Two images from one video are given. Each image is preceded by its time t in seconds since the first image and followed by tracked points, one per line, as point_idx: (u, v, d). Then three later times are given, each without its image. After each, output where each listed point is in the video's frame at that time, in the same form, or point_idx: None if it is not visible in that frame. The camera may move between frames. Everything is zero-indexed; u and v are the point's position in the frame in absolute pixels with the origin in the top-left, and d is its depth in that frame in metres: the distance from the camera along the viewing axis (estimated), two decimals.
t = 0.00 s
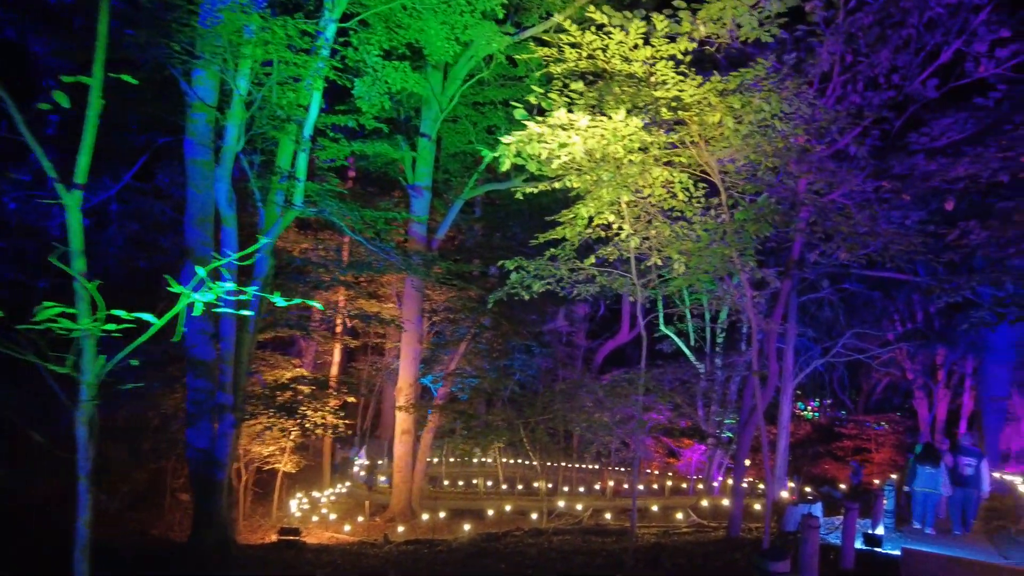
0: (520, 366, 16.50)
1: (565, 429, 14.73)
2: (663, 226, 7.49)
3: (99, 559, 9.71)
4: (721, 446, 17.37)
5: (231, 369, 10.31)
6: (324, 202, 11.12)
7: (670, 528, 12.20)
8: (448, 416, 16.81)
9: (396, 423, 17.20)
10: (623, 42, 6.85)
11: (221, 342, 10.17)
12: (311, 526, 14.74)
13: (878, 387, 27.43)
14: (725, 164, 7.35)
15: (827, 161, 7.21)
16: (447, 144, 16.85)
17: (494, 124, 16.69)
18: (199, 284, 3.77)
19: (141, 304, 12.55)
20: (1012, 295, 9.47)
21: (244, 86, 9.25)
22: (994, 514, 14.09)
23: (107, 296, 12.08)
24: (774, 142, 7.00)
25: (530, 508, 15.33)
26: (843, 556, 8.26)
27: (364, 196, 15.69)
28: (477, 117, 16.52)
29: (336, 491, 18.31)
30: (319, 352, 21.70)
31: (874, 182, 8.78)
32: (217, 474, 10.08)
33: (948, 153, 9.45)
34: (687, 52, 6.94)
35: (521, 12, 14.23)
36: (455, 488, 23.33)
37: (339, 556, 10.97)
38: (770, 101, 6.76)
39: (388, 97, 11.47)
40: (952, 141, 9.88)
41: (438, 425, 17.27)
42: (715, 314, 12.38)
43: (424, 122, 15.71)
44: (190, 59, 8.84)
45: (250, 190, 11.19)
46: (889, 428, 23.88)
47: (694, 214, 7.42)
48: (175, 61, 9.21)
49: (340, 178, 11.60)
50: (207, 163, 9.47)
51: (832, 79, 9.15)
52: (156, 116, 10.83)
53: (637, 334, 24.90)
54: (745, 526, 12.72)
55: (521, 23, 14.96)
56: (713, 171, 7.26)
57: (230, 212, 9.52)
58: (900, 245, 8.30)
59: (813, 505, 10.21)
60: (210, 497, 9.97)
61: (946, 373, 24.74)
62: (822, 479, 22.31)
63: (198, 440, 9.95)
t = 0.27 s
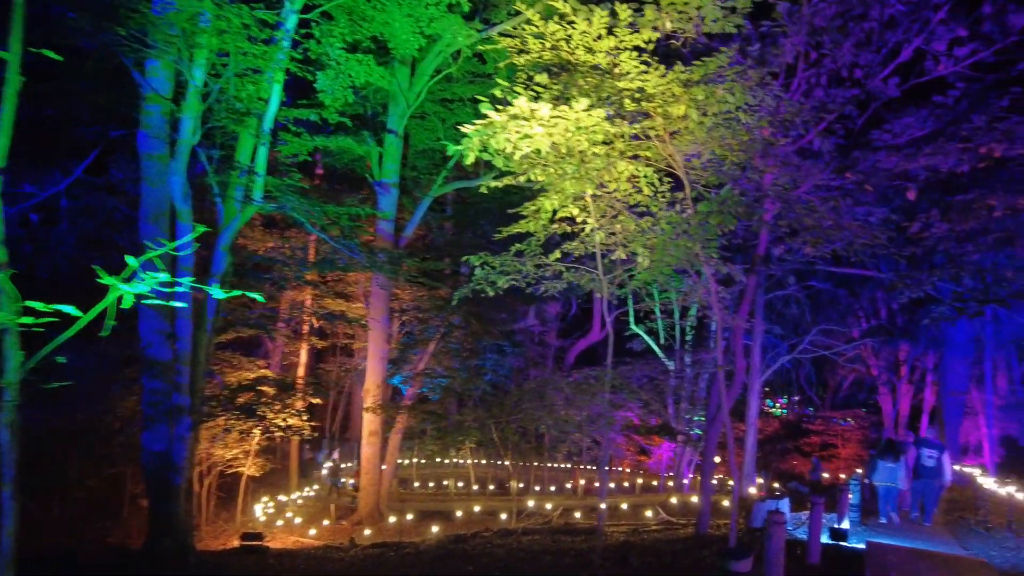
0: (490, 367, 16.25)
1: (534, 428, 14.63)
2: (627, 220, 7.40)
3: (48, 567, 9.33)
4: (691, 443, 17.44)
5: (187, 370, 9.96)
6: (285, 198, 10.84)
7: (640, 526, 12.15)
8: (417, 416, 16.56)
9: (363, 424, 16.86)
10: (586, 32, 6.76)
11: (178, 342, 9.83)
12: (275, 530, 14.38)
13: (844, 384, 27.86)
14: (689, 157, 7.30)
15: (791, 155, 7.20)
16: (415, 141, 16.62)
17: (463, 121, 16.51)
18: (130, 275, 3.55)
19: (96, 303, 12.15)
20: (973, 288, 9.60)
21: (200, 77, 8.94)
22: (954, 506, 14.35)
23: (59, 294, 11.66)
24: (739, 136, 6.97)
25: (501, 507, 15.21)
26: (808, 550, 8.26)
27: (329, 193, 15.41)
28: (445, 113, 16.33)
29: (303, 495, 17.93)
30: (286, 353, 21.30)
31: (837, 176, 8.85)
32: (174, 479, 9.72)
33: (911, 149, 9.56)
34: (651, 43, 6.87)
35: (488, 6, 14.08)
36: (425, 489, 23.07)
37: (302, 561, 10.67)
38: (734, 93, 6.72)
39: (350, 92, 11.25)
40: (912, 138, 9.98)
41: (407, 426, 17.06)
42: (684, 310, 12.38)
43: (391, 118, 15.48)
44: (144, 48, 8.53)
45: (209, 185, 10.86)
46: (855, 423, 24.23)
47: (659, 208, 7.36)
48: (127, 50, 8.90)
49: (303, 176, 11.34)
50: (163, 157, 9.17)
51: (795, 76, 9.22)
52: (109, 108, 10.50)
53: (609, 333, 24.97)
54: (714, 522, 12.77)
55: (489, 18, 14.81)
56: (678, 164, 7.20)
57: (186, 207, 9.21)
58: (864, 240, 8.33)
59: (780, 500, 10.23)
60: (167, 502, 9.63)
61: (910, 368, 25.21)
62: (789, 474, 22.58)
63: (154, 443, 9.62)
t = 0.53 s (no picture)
0: (465, 367, 16.05)
1: (508, 427, 14.48)
2: (596, 212, 7.27)
3: None
4: (666, 441, 17.41)
5: (147, 371, 9.63)
6: (248, 193, 10.52)
7: (614, 525, 12.04)
8: (390, 417, 16.33)
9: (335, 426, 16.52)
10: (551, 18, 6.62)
11: (136, 341, 9.48)
12: (243, 535, 14.03)
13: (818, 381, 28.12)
14: (658, 147, 7.18)
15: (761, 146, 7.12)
16: (386, 138, 16.37)
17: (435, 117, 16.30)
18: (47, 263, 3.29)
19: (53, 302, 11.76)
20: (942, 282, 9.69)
21: (157, 67, 8.65)
22: (924, 499, 14.49)
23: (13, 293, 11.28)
24: (707, 127, 6.90)
25: (475, 508, 15.02)
26: (782, 546, 8.20)
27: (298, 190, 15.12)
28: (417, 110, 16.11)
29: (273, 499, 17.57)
30: (257, 355, 20.90)
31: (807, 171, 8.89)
32: (133, 483, 9.36)
33: (880, 144, 9.66)
34: (617, 30, 6.75)
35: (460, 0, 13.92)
36: (401, 492, 22.78)
37: (269, 566, 10.38)
38: (701, 81, 6.62)
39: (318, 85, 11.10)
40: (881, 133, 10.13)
41: (379, 427, 16.82)
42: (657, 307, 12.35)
43: (362, 114, 15.22)
44: (97, 37, 8.23)
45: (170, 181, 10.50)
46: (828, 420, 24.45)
47: (627, 199, 7.23)
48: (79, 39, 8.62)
49: (268, 171, 11.07)
50: (119, 150, 8.80)
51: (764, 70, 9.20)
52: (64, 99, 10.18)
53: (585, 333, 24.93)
54: (688, 520, 12.74)
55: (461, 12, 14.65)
56: (646, 156, 7.10)
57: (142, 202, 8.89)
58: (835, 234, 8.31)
59: (754, 497, 10.17)
60: (125, 508, 9.28)
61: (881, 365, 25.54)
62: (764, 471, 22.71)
63: (111, 446, 9.25)
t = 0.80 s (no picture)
0: (439, 367, 15.84)
1: (483, 427, 14.33)
2: (567, 208, 7.16)
3: None
4: (641, 440, 17.42)
5: (106, 373, 9.30)
6: (212, 187, 10.21)
7: (589, 524, 11.97)
8: (363, 418, 16.07)
9: (305, 427, 16.19)
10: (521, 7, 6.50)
11: (94, 341, 9.17)
12: (210, 540, 13.67)
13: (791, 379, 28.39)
14: (630, 141, 7.08)
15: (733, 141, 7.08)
16: (358, 134, 16.07)
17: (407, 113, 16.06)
18: None
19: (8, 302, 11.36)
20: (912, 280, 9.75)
21: (114, 58, 8.36)
22: (894, 495, 14.63)
23: None
24: (679, 121, 6.82)
25: (449, 509, 14.84)
26: (756, 545, 8.15)
27: (268, 186, 14.81)
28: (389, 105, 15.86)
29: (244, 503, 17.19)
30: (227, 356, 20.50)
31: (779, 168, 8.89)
32: (92, 489, 9.04)
33: (851, 141, 9.72)
34: (587, 20, 6.65)
35: None
36: (375, 493, 22.54)
37: (236, 572, 10.13)
38: (674, 73, 6.55)
39: (286, 78, 10.98)
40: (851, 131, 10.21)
41: (351, 428, 16.54)
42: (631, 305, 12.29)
43: (333, 109, 14.95)
44: (50, 23, 7.92)
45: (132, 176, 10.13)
46: (801, 417, 24.68)
47: (599, 195, 7.13)
48: (34, 29, 8.35)
49: (234, 167, 10.79)
50: (74, 143, 8.48)
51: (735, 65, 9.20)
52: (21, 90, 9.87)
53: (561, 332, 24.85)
54: (663, 519, 12.71)
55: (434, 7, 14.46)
56: (618, 150, 7.01)
57: (98, 197, 8.62)
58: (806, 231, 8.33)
59: (727, 496, 10.14)
60: (83, 514, 8.96)
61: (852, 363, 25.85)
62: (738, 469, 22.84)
63: (69, 451, 8.93)
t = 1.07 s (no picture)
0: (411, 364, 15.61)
1: (455, 424, 14.15)
2: (537, 199, 7.00)
3: None
4: (615, 437, 17.39)
5: (58, 369, 8.95)
6: (174, 178, 9.85)
7: (561, 522, 11.86)
8: (333, 416, 15.78)
9: (273, 426, 15.83)
10: None
11: (45, 336, 8.82)
12: (172, 542, 13.29)
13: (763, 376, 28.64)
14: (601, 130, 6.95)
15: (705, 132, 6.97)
16: (329, 127, 15.75)
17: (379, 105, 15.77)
18: None
19: None
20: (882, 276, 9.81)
21: (66, 39, 8.16)
22: (863, 490, 14.78)
23: None
24: (651, 110, 6.72)
25: (421, 508, 14.64)
26: (728, 541, 8.09)
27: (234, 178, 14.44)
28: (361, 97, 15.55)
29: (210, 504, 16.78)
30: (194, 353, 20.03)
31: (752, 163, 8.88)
32: (42, 491, 8.67)
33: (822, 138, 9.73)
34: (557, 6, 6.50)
35: None
36: (347, 493, 22.21)
37: (197, 574, 9.82)
38: (645, 60, 6.43)
39: (251, 66, 10.85)
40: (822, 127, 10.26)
41: (321, 427, 16.25)
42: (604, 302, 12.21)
43: (302, 100, 14.62)
44: None
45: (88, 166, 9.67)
46: (772, 414, 24.90)
47: (570, 186, 6.98)
48: None
49: (198, 158, 10.47)
50: (23, 128, 8.15)
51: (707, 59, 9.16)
52: None
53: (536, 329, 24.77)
54: (635, 516, 12.66)
55: None
56: (589, 140, 6.87)
57: (49, 184, 8.34)
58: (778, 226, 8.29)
59: (699, 492, 10.09)
60: (32, 517, 8.58)
61: (822, 360, 26.16)
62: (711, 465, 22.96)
63: (17, 452, 8.54)
